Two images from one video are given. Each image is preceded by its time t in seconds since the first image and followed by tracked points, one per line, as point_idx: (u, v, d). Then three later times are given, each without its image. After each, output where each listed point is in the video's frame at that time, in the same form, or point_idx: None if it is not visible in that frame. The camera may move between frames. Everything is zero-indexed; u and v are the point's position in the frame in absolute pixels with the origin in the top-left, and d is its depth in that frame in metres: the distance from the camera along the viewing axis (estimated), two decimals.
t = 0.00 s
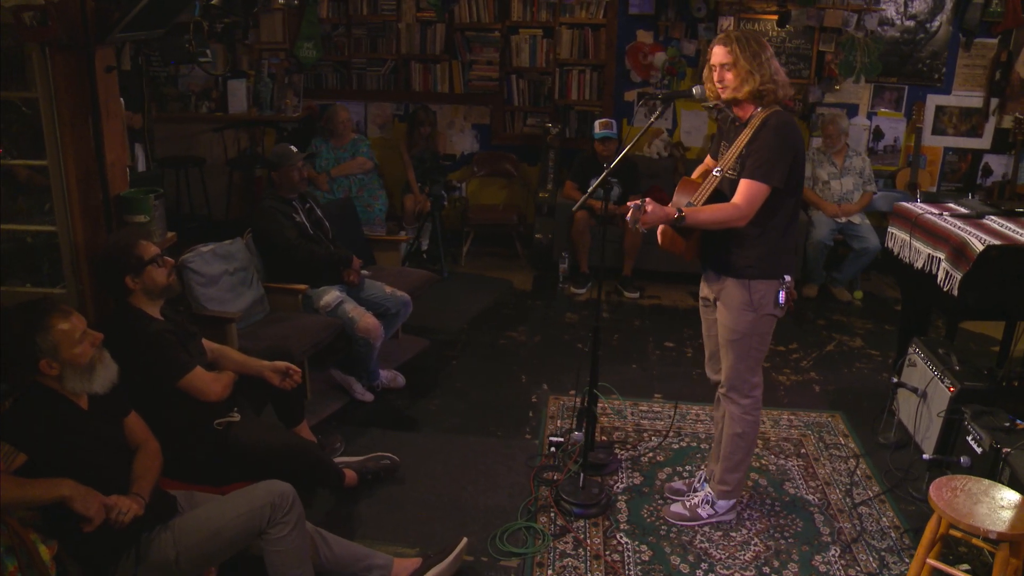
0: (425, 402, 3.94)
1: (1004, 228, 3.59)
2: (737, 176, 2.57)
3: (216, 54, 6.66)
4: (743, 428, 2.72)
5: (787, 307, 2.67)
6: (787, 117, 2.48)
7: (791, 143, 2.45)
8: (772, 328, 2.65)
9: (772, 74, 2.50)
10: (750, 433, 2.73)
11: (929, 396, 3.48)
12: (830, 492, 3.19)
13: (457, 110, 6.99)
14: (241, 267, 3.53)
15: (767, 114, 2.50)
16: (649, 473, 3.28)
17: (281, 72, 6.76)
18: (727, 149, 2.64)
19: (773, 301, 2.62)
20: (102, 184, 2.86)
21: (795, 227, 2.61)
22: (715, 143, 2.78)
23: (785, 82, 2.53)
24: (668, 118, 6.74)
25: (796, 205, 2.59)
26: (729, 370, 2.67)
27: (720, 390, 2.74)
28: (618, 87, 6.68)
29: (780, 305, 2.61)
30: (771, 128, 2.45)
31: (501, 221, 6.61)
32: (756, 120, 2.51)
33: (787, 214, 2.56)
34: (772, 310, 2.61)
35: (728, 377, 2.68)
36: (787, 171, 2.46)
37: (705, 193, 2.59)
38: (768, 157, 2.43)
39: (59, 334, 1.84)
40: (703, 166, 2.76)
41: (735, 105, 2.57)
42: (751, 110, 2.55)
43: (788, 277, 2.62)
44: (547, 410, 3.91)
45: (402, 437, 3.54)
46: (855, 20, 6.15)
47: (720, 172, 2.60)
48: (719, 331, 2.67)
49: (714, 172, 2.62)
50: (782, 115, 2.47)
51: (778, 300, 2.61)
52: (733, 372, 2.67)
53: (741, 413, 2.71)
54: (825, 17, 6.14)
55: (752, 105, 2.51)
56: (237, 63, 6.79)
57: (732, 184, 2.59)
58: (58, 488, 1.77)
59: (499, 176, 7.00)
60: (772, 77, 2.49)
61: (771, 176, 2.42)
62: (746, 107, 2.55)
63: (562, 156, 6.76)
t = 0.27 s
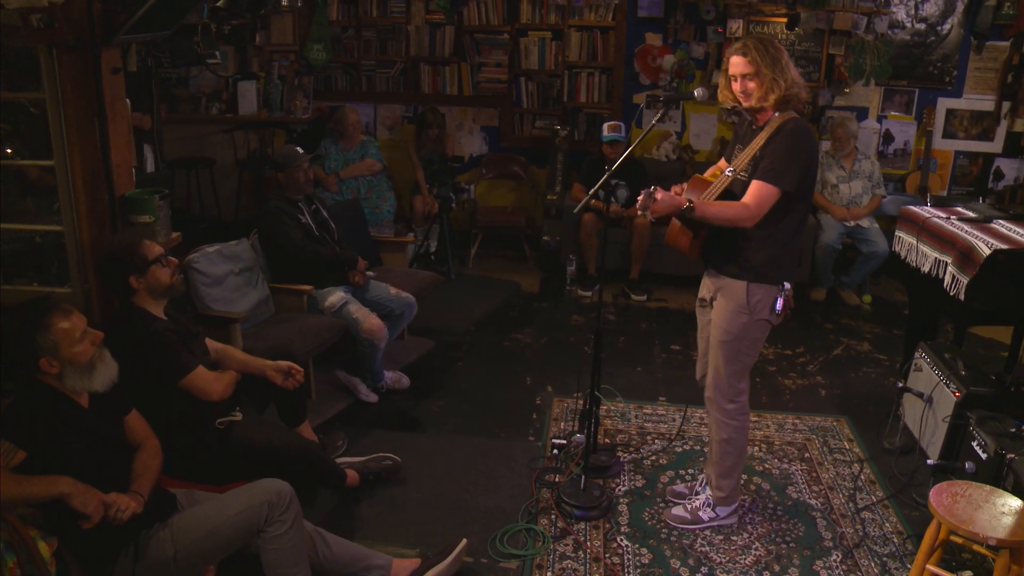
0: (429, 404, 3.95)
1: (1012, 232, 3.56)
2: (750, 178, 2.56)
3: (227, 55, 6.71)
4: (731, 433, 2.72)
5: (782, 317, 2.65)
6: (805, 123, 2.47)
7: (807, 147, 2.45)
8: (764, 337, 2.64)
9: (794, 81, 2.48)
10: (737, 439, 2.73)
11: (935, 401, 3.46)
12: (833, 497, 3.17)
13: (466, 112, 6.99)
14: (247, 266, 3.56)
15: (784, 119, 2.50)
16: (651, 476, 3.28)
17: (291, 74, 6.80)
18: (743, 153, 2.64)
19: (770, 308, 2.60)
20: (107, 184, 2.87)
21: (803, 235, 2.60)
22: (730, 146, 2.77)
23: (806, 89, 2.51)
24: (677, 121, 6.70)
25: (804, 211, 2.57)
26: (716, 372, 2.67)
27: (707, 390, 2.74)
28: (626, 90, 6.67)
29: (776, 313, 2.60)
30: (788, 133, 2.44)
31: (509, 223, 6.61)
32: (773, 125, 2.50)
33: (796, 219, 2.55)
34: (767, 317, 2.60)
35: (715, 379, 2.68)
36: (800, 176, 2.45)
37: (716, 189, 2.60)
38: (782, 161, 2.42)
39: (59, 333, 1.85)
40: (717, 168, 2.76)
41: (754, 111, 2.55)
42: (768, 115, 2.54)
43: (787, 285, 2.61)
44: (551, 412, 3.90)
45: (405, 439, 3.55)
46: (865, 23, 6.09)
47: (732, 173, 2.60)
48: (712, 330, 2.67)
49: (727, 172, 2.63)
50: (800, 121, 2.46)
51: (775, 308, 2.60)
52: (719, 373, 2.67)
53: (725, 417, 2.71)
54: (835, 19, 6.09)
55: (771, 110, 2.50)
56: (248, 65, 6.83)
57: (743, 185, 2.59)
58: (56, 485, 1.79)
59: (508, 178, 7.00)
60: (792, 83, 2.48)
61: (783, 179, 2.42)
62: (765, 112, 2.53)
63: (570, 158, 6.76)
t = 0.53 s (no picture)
0: (432, 404, 3.96)
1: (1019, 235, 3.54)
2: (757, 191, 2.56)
3: (236, 56, 6.75)
4: (714, 438, 2.71)
5: (772, 332, 2.65)
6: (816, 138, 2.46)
7: (816, 162, 2.44)
8: (749, 347, 2.64)
9: (807, 96, 2.48)
10: (720, 446, 2.73)
11: (939, 405, 3.45)
12: (834, 500, 3.16)
13: (474, 113, 7.00)
14: (251, 266, 3.58)
15: (795, 133, 2.49)
16: (652, 477, 3.27)
17: (301, 74, 6.83)
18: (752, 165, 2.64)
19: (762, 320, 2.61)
20: (111, 185, 2.90)
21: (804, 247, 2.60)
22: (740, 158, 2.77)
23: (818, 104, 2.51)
24: (685, 123, 6.65)
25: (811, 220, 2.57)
26: (699, 376, 2.67)
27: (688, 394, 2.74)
28: (634, 91, 6.67)
29: (768, 325, 2.60)
30: (797, 147, 2.43)
31: (516, 224, 6.61)
32: (783, 139, 2.50)
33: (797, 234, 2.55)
34: (756, 327, 2.60)
35: (697, 383, 2.68)
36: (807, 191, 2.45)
37: (721, 199, 2.61)
38: (791, 175, 2.41)
39: (59, 330, 1.87)
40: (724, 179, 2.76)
41: (765, 124, 2.55)
42: (780, 128, 2.54)
43: (783, 299, 2.61)
44: (554, 413, 3.90)
45: (407, 439, 3.56)
46: (873, 25, 6.08)
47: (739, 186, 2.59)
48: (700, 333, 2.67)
49: (735, 184, 2.63)
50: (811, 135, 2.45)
51: (767, 320, 2.60)
52: (701, 377, 2.67)
53: (705, 422, 2.70)
54: (843, 22, 6.07)
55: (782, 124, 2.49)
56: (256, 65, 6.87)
57: (749, 198, 2.59)
58: (55, 480, 1.81)
59: (515, 179, 7.01)
60: (805, 97, 2.47)
61: (789, 195, 2.41)
62: (776, 125, 2.53)
63: (578, 160, 6.76)
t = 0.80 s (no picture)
0: (434, 402, 3.97)
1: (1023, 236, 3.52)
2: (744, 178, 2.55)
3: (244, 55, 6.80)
4: (736, 433, 2.71)
5: (785, 319, 2.64)
6: (798, 127, 2.45)
7: (798, 150, 2.43)
8: (767, 337, 2.63)
9: (794, 86, 2.46)
10: (742, 439, 2.72)
11: (941, 406, 3.44)
12: (834, 501, 3.15)
13: (481, 112, 7.01)
14: (254, 263, 3.60)
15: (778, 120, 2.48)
16: (651, 476, 3.27)
17: (308, 73, 6.86)
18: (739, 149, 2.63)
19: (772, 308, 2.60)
20: (113, 177, 2.97)
21: (802, 232, 2.58)
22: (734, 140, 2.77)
23: (807, 95, 2.48)
24: (691, 122, 6.66)
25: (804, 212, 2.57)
26: (721, 374, 2.66)
27: (712, 392, 2.73)
28: (640, 91, 6.66)
29: (779, 313, 2.59)
30: (778, 135, 2.43)
31: (521, 223, 6.62)
32: (766, 124, 2.49)
33: (787, 224, 2.53)
34: (768, 317, 2.59)
35: (722, 381, 2.67)
36: (791, 177, 2.44)
37: (711, 191, 2.60)
38: (774, 162, 2.41)
39: (57, 325, 1.89)
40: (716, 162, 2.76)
41: (752, 107, 2.55)
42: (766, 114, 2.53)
43: (788, 285, 2.59)
44: (555, 411, 3.91)
45: (408, 436, 3.57)
46: (880, 25, 6.04)
47: (727, 173, 2.59)
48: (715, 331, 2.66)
49: (722, 172, 2.62)
50: (794, 125, 2.44)
51: (778, 307, 2.59)
52: (725, 375, 2.66)
53: (731, 418, 2.70)
54: (850, 22, 6.07)
55: (766, 109, 2.49)
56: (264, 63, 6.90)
57: (738, 185, 2.58)
58: (53, 473, 1.83)
59: (521, 178, 7.01)
60: (792, 86, 2.45)
61: (773, 182, 2.41)
62: (762, 110, 2.52)
63: (583, 159, 6.76)
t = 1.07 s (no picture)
0: (436, 401, 3.98)
1: None
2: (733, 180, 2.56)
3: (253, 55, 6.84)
4: (735, 435, 2.70)
5: (784, 318, 2.62)
6: (784, 132, 2.44)
7: (785, 151, 2.43)
8: (766, 337, 2.62)
9: (777, 90, 2.46)
10: (740, 441, 2.71)
11: (944, 409, 3.42)
12: (835, 503, 3.14)
13: (488, 112, 7.01)
14: (258, 262, 3.63)
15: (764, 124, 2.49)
16: (652, 477, 3.27)
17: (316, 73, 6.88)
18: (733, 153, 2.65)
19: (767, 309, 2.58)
20: (118, 176, 2.99)
21: (795, 231, 2.57)
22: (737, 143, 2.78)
23: (792, 97, 2.47)
24: (698, 124, 6.66)
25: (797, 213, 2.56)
26: (719, 376, 2.67)
27: (711, 394, 2.73)
28: (647, 92, 6.65)
29: (775, 314, 2.58)
30: (762, 138, 2.43)
31: (527, 224, 6.62)
32: (753, 129, 2.51)
33: (778, 222, 2.52)
34: (764, 318, 2.58)
35: (719, 383, 2.68)
36: (780, 178, 2.43)
37: (701, 194, 2.61)
38: (758, 166, 2.41)
39: (56, 322, 1.91)
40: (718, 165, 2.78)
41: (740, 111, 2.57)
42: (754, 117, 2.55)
43: (783, 286, 2.58)
44: (557, 412, 3.91)
45: (410, 435, 3.58)
46: (888, 26, 6.03)
47: (716, 176, 2.60)
48: (712, 334, 2.67)
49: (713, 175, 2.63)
50: (779, 130, 2.44)
51: (773, 308, 2.58)
52: (723, 377, 2.66)
53: (729, 420, 2.69)
54: (858, 22, 6.04)
55: (750, 113, 2.52)
56: (273, 64, 6.93)
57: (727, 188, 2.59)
58: (51, 468, 1.84)
59: (528, 179, 7.01)
60: (773, 89, 2.46)
61: (760, 183, 2.41)
62: (750, 114, 2.54)
63: (590, 160, 6.75)
